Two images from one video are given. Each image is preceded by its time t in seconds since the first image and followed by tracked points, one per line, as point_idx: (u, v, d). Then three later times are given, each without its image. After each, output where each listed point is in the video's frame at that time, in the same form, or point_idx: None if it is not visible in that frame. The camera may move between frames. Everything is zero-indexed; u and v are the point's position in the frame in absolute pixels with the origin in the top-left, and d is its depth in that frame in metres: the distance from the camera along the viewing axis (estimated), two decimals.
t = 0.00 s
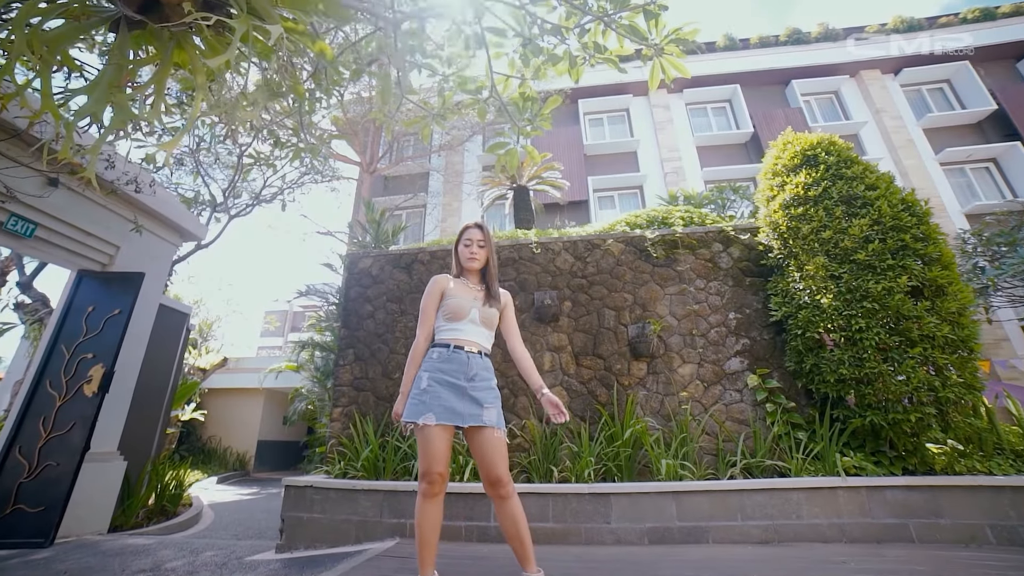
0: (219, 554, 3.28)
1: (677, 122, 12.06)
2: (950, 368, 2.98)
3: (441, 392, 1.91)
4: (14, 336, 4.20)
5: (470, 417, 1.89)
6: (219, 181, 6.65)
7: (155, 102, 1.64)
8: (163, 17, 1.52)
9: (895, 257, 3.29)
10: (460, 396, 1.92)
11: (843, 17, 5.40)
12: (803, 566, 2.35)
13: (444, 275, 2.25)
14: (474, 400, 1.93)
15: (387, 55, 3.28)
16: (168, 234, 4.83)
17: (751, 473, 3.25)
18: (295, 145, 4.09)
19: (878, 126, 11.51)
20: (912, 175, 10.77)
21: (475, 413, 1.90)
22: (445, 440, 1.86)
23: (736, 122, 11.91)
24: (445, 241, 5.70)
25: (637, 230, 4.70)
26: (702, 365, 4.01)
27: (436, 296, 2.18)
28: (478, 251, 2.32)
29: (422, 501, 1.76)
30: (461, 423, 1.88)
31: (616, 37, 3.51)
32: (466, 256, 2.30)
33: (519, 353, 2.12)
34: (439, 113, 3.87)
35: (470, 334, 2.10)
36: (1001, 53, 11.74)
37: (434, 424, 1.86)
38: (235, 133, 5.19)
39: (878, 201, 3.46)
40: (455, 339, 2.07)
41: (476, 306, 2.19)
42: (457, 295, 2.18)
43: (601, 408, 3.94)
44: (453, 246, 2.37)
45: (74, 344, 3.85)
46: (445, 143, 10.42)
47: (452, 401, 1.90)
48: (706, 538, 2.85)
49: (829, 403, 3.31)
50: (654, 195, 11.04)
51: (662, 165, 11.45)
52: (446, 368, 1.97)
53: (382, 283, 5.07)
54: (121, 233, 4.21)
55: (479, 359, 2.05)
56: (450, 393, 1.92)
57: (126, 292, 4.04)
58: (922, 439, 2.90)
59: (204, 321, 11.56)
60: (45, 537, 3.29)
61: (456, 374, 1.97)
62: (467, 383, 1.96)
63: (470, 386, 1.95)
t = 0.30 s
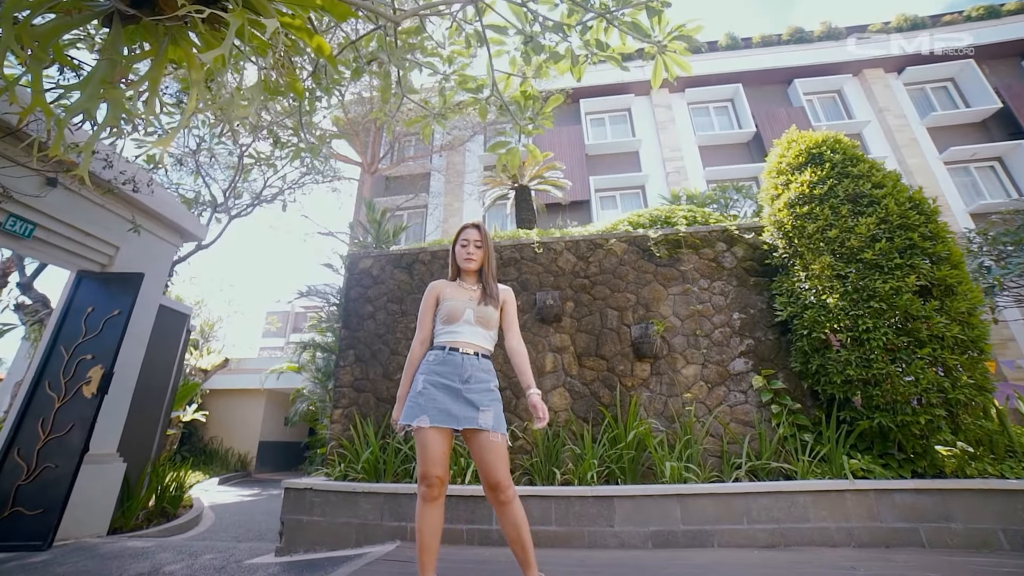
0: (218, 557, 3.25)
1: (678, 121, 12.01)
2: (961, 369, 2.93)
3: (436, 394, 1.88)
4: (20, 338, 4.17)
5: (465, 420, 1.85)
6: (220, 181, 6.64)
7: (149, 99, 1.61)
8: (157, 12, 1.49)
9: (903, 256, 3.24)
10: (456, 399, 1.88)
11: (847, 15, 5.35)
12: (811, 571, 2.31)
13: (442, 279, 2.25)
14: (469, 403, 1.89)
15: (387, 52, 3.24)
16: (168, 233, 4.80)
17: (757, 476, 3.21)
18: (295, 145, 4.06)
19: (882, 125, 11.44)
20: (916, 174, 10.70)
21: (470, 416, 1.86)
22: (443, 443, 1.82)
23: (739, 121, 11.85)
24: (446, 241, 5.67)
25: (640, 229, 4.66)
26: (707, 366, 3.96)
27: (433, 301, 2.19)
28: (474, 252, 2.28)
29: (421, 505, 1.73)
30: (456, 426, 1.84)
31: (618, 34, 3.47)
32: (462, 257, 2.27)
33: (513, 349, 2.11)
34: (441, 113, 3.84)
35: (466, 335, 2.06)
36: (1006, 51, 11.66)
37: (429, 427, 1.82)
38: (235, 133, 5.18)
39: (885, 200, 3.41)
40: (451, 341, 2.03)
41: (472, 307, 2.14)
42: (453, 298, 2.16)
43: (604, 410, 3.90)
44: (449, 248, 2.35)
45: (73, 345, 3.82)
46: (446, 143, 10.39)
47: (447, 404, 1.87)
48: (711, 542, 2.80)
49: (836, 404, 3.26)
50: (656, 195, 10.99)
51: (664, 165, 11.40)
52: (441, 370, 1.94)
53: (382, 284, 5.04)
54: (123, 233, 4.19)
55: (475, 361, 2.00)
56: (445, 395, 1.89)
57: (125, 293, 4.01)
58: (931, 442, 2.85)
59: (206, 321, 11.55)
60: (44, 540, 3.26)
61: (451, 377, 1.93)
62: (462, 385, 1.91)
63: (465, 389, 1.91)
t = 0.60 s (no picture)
0: (217, 560, 3.21)
1: (680, 121, 11.96)
2: (972, 370, 2.88)
3: (438, 396, 1.85)
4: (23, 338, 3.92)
5: (468, 422, 1.81)
6: (221, 182, 6.62)
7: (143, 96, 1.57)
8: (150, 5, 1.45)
9: (912, 254, 3.18)
10: (458, 400, 1.85)
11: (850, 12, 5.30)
12: None
13: (443, 286, 2.26)
14: (471, 404, 1.84)
15: (387, 50, 3.21)
16: (167, 234, 4.77)
17: (763, 478, 3.16)
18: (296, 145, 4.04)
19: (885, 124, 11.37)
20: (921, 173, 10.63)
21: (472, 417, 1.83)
22: (446, 445, 1.79)
23: (741, 121, 11.79)
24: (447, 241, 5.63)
25: (643, 229, 4.61)
26: (711, 367, 3.91)
27: (435, 308, 2.21)
28: (473, 251, 2.24)
29: (423, 509, 1.69)
30: (458, 429, 1.81)
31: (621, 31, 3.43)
32: (461, 257, 2.24)
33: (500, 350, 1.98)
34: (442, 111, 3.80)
35: (466, 335, 2.01)
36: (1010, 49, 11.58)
37: (432, 429, 1.79)
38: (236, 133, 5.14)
39: (892, 198, 3.36)
40: (453, 342, 2.00)
41: (471, 306, 2.10)
42: (452, 300, 2.14)
43: (607, 411, 3.85)
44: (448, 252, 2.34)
45: (71, 346, 3.80)
46: (448, 144, 10.36)
47: (449, 406, 1.84)
48: (717, 546, 2.76)
49: (843, 406, 3.21)
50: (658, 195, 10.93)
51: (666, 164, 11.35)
52: (443, 371, 1.91)
53: (383, 284, 5.00)
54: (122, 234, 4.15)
55: (477, 361, 1.94)
56: (447, 397, 1.85)
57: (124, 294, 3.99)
58: (941, 444, 2.79)
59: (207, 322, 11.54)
60: (41, 543, 3.24)
61: (453, 378, 1.89)
62: (464, 386, 1.87)
63: (467, 390, 1.86)
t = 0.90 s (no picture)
0: (214, 564, 3.16)
1: (682, 120, 11.90)
2: (985, 372, 2.81)
3: (445, 398, 1.80)
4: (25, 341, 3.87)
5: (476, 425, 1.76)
6: (221, 182, 6.58)
7: (133, 90, 1.52)
8: None
9: (921, 253, 3.13)
10: (466, 402, 1.80)
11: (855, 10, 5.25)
12: None
13: (446, 287, 2.21)
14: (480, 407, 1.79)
15: (386, 47, 3.16)
16: (166, 234, 4.74)
17: (769, 481, 3.11)
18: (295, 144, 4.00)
19: (889, 123, 11.29)
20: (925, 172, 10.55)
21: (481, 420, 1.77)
22: (453, 450, 1.74)
23: (743, 120, 11.74)
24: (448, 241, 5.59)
25: (646, 228, 4.57)
26: (716, 368, 3.85)
27: (440, 310, 2.17)
28: (476, 250, 2.18)
29: (427, 516, 1.65)
30: (467, 432, 1.76)
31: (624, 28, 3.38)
32: (464, 257, 2.18)
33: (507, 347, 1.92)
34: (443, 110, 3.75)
35: (473, 336, 1.97)
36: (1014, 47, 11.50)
37: (438, 433, 1.74)
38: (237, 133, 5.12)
39: (901, 195, 3.30)
40: (460, 343, 1.96)
41: (475, 306, 2.05)
42: (456, 301, 2.09)
43: (610, 413, 3.80)
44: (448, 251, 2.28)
45: (69, 347, 3.76)
46: (449, 143, 10.33)
47: (457, 408, 1.78)
48: (723, 551, 2.70)
49: (851, 408, 3.15)
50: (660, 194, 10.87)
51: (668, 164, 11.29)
52: (451, 373, 1.86)
53: (383, 284, 4.96)
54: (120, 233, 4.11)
55: (485, 361, 1.90)
56: (455, 399, 1.80)
57: (122, 294, 3.95)
58: (953, 446, 2.73)
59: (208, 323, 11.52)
60: (37, 546, 3.21)
61: (461, 379, 1.84)
62: (472, 388, 1.82)
63: (475, 391, 1.82)
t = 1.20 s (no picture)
0: (211, 569, 3.11)
1: (684, 120, 11.83)
2: (999, 373, 2.75)
3: (453, 402, 1.75)
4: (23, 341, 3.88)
5: (485, 429, 1.69)
6: (221, 182, 6.54)
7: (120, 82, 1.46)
8: None
9: (932, 251, 3.06)
10: (474, 405, 1.74)
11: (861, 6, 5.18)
12: None
13: (450, 287, 2.15)
14: (488, 409, 1.72)
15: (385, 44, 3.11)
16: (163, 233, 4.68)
17: (776, 485, 3.05)
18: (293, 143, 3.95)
19: (893, 121, 11.21)
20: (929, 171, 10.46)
21: (489, 424, 1.70)
22: (460, 455, 1.68)
23: (745, 120, 11.68)
24: (448, 241, 5.53)
25: (649, 227, 4.51)
26: (721, 369, 3.79)
27: (444, 310, 2.10)
28: (482, 248, 2.12)
29: (431, 524, 1.60)
30: (476, 437, 1.69)
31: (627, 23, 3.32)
32: (469, 255, 2.13)
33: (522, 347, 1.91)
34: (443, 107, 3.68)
35: (480, 335, 1.91)
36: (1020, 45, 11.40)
37: (446, 438, 1.69)
38: (236, 133, 5.08)
39: (910, 192, 3.24)
40: (467, 344, 1.90)
41: (482, 304, 1.99)
42: (461, 300, 2.03)
43: (614, 415, 3.74)
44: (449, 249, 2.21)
45: (65, 349, 3.71)
46: (449, 143, 10.27)
47: (465, 412, 1.73)
48: (730, 557, 2.64)
49: (860, 410, 3.09)
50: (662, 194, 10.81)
51: (670, 163, 11.23)
52: (458, 375, 1.81)
53: (382, 284, 4.90)
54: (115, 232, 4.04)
55: (493, 361, 1.84)
56: (463, 403, 1.75)
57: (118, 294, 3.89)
58: (966, 450, 2.66)
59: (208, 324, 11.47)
60: (31, 551, 3.16)
61: (469, 381, 1.79)
62: (481, 390, 1.77)
63: (484, 393, 1.76)
